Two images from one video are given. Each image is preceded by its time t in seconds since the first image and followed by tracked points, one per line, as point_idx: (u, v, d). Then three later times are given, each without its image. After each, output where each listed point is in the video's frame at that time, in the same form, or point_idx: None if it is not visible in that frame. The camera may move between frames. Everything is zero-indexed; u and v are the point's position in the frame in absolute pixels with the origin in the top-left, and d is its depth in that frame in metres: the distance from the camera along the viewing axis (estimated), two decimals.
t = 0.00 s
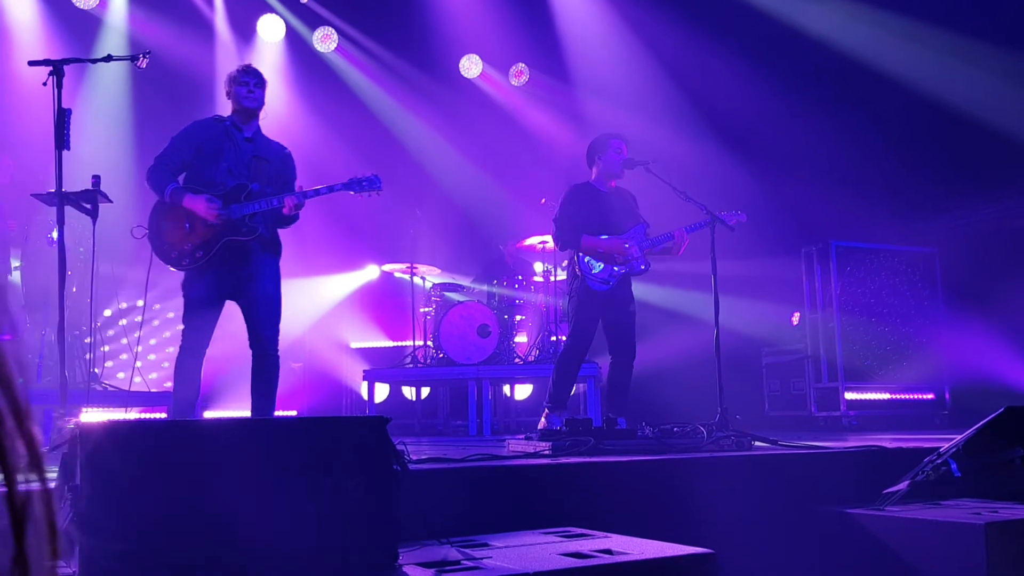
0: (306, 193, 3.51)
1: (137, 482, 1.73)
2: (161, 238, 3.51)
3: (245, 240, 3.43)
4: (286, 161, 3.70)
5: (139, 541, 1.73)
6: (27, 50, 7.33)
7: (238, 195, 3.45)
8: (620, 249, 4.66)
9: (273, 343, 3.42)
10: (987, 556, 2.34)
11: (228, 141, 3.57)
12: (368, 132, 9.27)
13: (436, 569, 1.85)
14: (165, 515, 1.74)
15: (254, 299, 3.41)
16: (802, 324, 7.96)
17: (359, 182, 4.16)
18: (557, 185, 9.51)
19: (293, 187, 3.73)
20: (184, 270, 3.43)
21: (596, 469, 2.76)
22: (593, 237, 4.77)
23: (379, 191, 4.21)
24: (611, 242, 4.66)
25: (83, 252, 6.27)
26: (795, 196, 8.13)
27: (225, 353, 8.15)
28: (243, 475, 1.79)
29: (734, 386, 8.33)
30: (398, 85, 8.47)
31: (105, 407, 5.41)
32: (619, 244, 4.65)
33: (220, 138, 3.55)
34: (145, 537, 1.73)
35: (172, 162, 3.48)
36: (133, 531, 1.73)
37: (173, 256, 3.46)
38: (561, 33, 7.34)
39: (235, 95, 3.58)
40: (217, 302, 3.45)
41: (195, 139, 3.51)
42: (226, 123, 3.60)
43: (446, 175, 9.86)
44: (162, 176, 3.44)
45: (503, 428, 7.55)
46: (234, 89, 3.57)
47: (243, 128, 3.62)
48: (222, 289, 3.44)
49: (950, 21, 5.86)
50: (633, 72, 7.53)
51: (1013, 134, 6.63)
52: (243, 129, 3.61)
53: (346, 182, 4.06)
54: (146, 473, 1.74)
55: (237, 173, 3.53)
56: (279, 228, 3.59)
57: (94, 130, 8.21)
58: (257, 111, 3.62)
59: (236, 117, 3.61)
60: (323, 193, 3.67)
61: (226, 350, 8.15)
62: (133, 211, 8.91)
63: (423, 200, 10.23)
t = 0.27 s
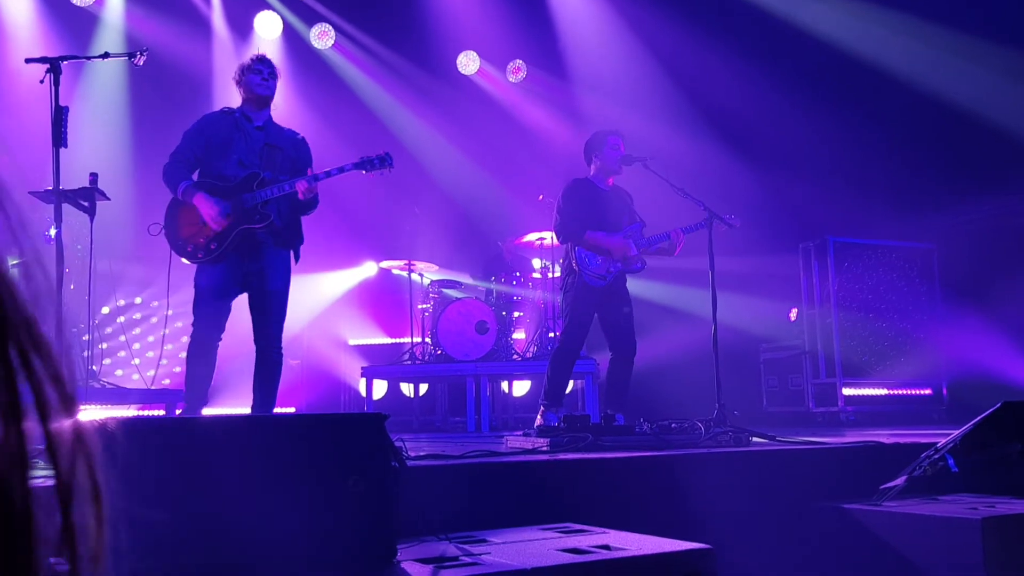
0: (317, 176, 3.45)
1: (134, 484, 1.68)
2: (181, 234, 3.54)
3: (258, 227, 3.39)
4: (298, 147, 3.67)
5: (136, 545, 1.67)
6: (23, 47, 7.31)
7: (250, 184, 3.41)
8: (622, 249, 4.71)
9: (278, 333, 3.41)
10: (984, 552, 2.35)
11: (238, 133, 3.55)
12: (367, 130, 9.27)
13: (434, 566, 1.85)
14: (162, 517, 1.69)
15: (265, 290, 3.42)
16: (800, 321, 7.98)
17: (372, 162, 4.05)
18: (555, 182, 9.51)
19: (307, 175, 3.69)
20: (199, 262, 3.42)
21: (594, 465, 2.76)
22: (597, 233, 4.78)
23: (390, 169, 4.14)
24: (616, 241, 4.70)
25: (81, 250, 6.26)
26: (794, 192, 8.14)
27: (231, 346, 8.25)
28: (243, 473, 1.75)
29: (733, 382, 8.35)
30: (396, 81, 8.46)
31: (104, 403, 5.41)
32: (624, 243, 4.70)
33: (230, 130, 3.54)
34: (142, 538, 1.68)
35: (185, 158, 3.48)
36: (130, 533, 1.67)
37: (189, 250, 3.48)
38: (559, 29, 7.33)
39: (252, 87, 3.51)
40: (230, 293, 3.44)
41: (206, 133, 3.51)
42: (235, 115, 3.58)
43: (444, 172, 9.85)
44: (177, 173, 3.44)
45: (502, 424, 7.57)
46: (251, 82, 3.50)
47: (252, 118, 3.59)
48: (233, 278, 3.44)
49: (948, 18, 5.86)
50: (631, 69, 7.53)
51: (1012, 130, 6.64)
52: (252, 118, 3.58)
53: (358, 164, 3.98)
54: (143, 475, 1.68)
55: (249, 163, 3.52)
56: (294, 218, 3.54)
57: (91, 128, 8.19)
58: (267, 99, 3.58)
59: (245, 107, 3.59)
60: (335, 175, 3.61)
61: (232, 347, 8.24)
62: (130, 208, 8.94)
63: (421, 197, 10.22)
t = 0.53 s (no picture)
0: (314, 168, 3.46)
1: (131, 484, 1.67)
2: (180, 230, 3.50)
3: (255, 221, 3.38)
4: (296, 140, 3.67)
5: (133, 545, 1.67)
6: (19, 43, 7.28)
7: (249, 178, 3.41)
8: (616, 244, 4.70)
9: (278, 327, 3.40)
10: (979, 544, 2.36)
11: (236, 128, 3.54)
12: (365, 126, 9.26)
13: (431, 562, 1.85)
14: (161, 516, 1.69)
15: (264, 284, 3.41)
16: (797, 317, 7.96)
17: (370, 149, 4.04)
18: (553, 179, 9.51)
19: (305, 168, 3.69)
20: (199, 258, 3.39)
21: (592, 461, 2.77)
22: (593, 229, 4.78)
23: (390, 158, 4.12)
24: (610, 238, 4.71)
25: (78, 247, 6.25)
26: (791, 189, 8.13)
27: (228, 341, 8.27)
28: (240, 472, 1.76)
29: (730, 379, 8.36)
30: (393, 78, 8.45)
31: (102, 401, 5.41)
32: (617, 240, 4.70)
33: (227, 125, 3.52)
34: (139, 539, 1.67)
35: (183, 155, 3.45)
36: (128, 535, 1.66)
37: (188, 246, 3.43)
38: (557, 26, 7.32)
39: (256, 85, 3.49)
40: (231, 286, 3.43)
41: (202, 128, 3.47)
42: (232, 110, 3.56)
43: (442, 168, 9.85)
44: (175, 169, 3.41)
45: (500, 421, 7.59)
46: (256, 82, 3.48)
47: (250, 112, 3.58)
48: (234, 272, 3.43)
49: (946, 14, 5.87)
50: (629, 66, 7.52)
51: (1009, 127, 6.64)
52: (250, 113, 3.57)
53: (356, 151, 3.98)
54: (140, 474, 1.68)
55: (247, 158, 3.51)
56: (293, 211, 3.55)
57: (87, 125, 8.16)
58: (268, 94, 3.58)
59: (242, 102, 3.57)
60: (333, 165, 3.61)
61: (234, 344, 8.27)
62: (126, 204, 8.91)
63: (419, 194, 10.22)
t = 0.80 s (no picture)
0: (296, 161, 3.37)
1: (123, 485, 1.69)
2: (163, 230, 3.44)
3: (240, 218, 3.28)
4: (281, 132, 3.57)
5: (126, 546, 1.68)
6: (13, 42, 7.25)
7: (233, 174, 3.32)
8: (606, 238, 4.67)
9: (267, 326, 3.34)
10: (974, 544, 2.36)
11: (217, 123, 3.45)
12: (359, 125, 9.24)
13: (426, 562, 1.85)
14: (154, 516, 1.71)
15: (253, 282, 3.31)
16: (791, 316, 8.04)
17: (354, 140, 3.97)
18: (548, 178, 9.50)
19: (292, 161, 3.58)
20: (183, 258, 3.31)
21: (587, 460, 2.77)
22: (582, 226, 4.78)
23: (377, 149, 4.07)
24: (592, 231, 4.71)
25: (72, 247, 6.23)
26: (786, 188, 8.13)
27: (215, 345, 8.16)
28: (233, 473, 1.77)
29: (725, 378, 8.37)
30: (388, 77, 8.45)
31: (96, 400, 5.39)
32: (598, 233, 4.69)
33: (208, 120, 3.44)
34: (132, 539, 1.69)
35: (165, 154, 3.41)
36: (121, 535, 1.68)
37: (173, 246, 3.36)
38: (552, 25, 7.32)
39: (236, 76, 3.43)
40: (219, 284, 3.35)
41: (183, 126, 3.42)
42: (213, 104, 3.47)
43: (437, 168, 9.84)
44: (157, 168, 3.37)
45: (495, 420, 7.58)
46: (235, 71, 3.42)
47: (231, 106, 3.49)
48: (221, 271, 3.34)
49: (940, 14, 5.89)
50: (624, 65, 7.53)
51: (1003, 127, 6.66)
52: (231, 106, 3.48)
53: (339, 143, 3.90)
54: (131, 475, 1.70)
55: (230, 152, 3.42)
56: (280, 206, 3.45)
57: (82, 125, 8.08)
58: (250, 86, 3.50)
59: (224, 96, 3.49)
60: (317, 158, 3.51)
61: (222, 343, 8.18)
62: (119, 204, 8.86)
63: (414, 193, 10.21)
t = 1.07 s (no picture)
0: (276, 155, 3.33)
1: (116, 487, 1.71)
2: (138, 225, 3.39)
3: (218, 213, 3.23)
4: (254, 126, 3.52)
5: (118, 548, 1.69)
6: (6, 43, 7.23)
7: (209, 168, 3.27)
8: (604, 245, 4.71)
9: (253, 328, 3.29)
10: (968, 547, 2.38)
11: (190, 118, 3.40)
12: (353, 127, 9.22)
13: (421, 564, 1.85)
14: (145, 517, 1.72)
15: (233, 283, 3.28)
16: (785, 318, 8.07)
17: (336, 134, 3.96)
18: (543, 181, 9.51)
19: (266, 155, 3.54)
20: (160, 256, 3.28)
21: (581, 463, 2.77)
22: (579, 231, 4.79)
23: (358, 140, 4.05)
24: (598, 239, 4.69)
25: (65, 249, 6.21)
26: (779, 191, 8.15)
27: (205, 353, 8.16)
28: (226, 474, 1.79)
29: (719, 380, 8.39)
30: (382, 79, 8.44)
31: (90, 402, 5.38)
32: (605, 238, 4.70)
33: (180, 116, 3.39)
34: (123, 541, 1.70)
35: (135, 149, 3.36)
36: (112, 536, 1.69)
37: (149, 244, 3.32)
38: (546, 28, 7.34)
39: (210, 77, 3.36)
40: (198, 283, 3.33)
41: (153, 121, 3.37)
42: (184, 100, 3.42)
43: (431, 170, 9.83)
44: (128, 166, 3.33)
45: (489, 423, 7.60)
46: (211, 74, 3.35)
47: (204, 102, 3.44)
48: (201, 267, 3.32)
49: (932, 18, 5.93)
50: (619, 68, 7.54)
51: (995, 130, 6.68)
52: (203, 102, 3.43)
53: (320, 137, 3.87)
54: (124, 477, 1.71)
55: (203, 148, 3.37)
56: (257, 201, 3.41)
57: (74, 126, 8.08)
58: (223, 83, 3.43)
59: (196, 92, 3.43)
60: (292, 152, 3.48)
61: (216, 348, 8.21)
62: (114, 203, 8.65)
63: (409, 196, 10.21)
